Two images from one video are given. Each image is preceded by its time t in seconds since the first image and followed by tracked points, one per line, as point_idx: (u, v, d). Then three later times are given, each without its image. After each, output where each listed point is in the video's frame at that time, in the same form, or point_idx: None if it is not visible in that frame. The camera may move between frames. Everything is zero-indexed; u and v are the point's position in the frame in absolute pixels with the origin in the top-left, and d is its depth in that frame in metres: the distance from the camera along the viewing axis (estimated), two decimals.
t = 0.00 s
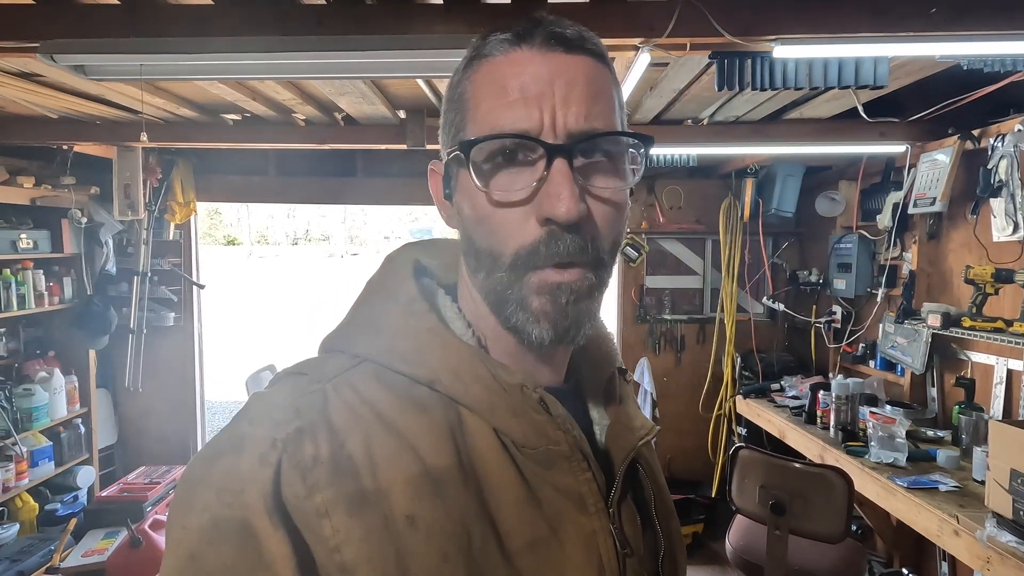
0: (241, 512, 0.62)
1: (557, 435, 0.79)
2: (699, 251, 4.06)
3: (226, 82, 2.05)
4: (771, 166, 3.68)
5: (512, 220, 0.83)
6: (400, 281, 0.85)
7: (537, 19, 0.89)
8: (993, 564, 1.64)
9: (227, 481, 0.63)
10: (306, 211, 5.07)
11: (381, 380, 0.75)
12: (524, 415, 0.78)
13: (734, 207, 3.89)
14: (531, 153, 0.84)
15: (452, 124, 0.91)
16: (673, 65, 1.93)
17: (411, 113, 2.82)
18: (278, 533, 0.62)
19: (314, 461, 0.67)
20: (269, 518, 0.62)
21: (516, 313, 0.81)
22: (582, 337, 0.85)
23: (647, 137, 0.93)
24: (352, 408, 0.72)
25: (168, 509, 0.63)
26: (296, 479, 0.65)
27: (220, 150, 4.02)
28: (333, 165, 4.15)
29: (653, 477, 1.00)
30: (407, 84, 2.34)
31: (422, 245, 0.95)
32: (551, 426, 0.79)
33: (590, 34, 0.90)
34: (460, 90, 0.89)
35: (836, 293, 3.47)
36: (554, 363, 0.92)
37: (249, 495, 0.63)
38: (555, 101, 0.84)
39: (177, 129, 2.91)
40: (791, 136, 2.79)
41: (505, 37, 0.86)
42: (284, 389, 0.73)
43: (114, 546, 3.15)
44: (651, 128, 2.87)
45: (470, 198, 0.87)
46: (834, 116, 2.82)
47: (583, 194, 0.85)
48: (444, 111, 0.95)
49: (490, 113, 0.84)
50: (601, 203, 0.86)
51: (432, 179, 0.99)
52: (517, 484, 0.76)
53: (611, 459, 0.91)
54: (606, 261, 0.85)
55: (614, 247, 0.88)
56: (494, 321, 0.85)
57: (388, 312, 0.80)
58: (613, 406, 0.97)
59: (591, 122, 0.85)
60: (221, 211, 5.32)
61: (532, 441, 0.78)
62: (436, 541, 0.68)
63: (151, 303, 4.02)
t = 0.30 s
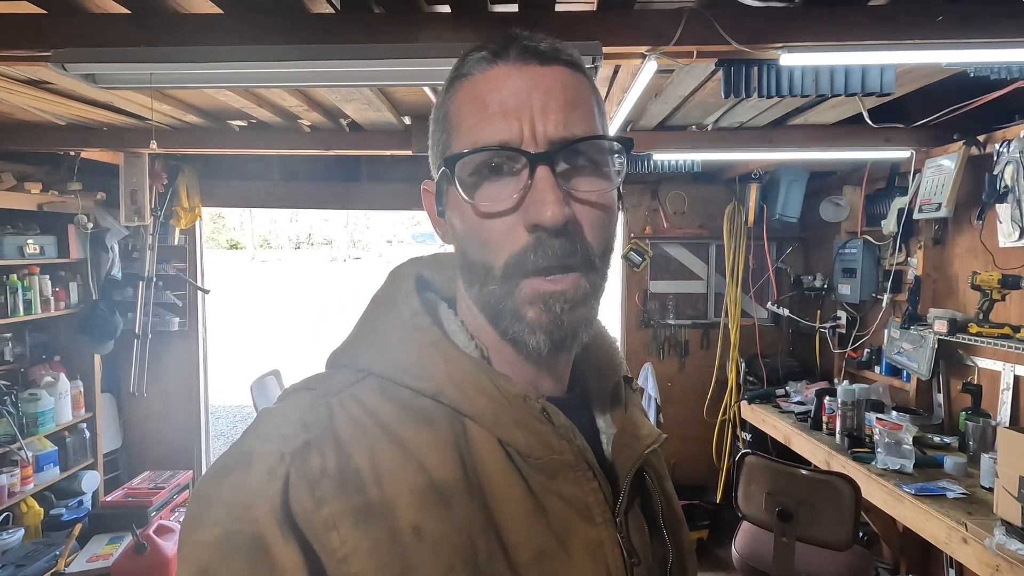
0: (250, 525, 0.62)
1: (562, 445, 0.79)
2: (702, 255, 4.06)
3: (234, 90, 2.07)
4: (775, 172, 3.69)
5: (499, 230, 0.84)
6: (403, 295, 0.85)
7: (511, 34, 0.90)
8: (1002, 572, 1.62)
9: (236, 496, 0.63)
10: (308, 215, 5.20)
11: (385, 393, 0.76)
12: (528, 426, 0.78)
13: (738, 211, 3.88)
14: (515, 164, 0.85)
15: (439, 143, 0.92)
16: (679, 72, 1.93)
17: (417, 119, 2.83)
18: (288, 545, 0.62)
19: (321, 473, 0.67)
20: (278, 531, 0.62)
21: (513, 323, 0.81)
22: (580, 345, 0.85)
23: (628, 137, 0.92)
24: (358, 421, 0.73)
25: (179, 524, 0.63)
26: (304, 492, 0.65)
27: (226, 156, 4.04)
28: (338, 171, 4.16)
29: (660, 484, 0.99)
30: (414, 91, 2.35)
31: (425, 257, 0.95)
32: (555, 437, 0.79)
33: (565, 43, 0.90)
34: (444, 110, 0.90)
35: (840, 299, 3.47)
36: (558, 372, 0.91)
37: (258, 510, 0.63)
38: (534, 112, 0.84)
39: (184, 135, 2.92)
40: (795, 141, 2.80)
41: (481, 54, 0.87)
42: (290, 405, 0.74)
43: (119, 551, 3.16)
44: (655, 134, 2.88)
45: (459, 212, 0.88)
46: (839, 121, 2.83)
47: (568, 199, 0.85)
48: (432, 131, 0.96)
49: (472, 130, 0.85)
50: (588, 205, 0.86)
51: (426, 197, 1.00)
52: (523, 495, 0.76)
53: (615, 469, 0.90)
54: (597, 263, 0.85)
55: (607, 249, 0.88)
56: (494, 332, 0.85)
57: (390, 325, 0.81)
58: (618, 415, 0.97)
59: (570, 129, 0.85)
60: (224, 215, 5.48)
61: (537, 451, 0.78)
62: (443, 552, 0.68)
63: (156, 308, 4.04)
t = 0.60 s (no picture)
0: (235, 537, 0.62)
1: (548, 453, 0.79)
2: (702, 259, 4.06)
3: (234, 95, 2.07)
4: (775, 176, 3.69)
5: (485, 242, 0.84)
6: (389, 306, 0.86)
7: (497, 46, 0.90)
8: None
9: (221, 508, 0.63)
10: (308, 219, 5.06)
11: (371, 404, 0.76)
12: (514, 435, 0.78)
13: (738, 215, 3.92)
14: (501, 176, 0.85)
15: (424, 154, 0.92)
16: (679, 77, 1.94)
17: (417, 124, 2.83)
18: (271, 557, 0.62)
19: (306, 484, 0.67)
20: (262, 543, 0.62)
21: (500, 333, 0.82)
22: (564, 348, 0.86)
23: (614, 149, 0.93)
24: (343, 432, 0.73)
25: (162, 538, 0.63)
26: (287, 504, 0.65)
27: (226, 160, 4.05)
28: (339, 174, 4.17)
29: (646, 491, 1.00)
30: (413, 96, 2.35)
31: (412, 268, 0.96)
32: (541, 446, 0.79)
33: (551, 56, 0.90)
34: (430, 122, 0.90)
35: (841, 303, 3.46)
36: (544, 380, 0.92)
37: (242, 521, 0.62)
38: (519, 125, 0.84)
39: (185, 140, 2.93)
40: (795, 146, 2.81)
41: (466, 66, 0.87)
42: (276, 416, 0.74)
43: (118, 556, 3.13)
44: (655, 139, 2.89)
45: (446, 225, 0.88)
46: (838, 126, 2.83)
47: (553, 211, 0.85)
48: (418, 142, 0.96)
49: (458, 142, 0.85)
50: (573, 217, 0.87)
51: (410, 207, 1.00)
52: (510, 504, 0.76)
53: (603, 477, 0.89)
54: (584, 275, 0.86)
55: (592, 259, 0.89)
56: (481, 342, 0.86)
57: (376, 337, 0.82)
58: (605, 422, 0.97)
59: (556, 142, 0.86)
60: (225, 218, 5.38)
61: (523, 460, 0.78)
62: (429, 562, 0.68)
63: (156, 312, 4.04)
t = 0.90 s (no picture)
0: (220, 531, 0.63)
1: (535, 446, 0.81)
2: (700, 260, 4.07)
3: (231, 96, 2.08)
4: (771, 177, 3.71)
5: (471, 238, 0.85)
6: (374, 300, 0.86)
7: (481, 38, 0.90)
8: None
9: (205, 503, 0.64)
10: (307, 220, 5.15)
11: (357, 398, 0.77)
12: (500, 428, 0.79)
13: (735, 217, 3.91)
14: (487, 173, 0.86)
15: (408, 147, 0.92)
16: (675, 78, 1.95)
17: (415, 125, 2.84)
18: (256, 550, 0.63)
19: (290, 479, 0.67)
20: (247, 537, 0.63)
21: (487, 329, 0.83)
22: (552, 348, 0.86)
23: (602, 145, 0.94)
24: (328, 427, 0.73)
25: (146, 533, 0.64)
26: (271, 498, 0.66)
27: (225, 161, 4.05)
28: (338, 176, 4.18)
29: (633, 483, 1.01)
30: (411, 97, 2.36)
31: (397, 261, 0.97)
32: (528, 438, 0.81)
33: (537, 49, 0.91)
34: (414, 114, 0.90)
35: (837, 303, 3.47)
36: (531, 373, 0.93)
37: (226, 516, 0.63)
38: (504, 120, 0.85)
39: (183, 141, 2.94)
40: (791, 147, 2.82)
41: (451, 59, 0.87)
42: (261, 411, 0.74)
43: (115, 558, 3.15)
44: (652, 140, 2.90)
45: (431, 220, 0.88)
46: (834, 127, 2.85)
47: (540, 208, 0.86)
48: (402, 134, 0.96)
49: (443, 137, 0.86)
50: (560, 213, 0.88)
51: (395, 200, 1.00)
52: (497, 496, 0.77)
53: (590, 469, 0.91)
54: (570, 270, 0.87)
55: (579, 255, 0.90)
56: (469, 337, 0.87)
57: (362, 331, 0.82)
58: (592, 416, 0.98)
59: (542, 137, 0.86)
60: (222, 220, 5.40)
61: (510, 453, 0.79)
62: (414, 555, 0.69)
63: (154, 313, 4.04)
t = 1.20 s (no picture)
0: (212, 527, 0.62)
1: (531, 441, 0.81)
2: (699, 261, 4.07)
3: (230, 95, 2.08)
4: (770, 179, 3.72)
5: (474, 231, 0.85)
6: (370, 294, 0.86)
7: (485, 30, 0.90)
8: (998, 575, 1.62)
9: (197, 499, 0.63)
10: (306, 222, 5.16)
11: (352, 393, 0.77)
12: (494, 423, 0.80)
13: (734, 219, 3.88)
14: (490, 167, 0.86)
15: (408, 139, 0.92)
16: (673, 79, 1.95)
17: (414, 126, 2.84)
18: (249, 546, 0.63)
19: (282, 474, 0.67)
20: (239, 533, 0.63)
21: (486, 326, 0.83)
22: (553, 345, 0.86)
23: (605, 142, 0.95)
24: (322, 421, 0.73)
25: (138, 528, 0.64)
26: (264, 493, 0.65)
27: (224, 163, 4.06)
28: (337, 177, 4.19)
29: (628, 479, 1.01)
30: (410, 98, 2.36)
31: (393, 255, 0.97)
32: (524, 434, 0.81)
33: (540, 42, 0.91)
34: (415, 105, 0.90)
35: (836, 304, 3.48)
36: (527, 369, 0.93)
37: (218, 511, 0.63)
38: (508, 113, 0.85)
39: (182, 142, 2.94)
40: (789, 148, 2.83)
41: (454, 51, 0.87)
42: (255, 406, 0.74)
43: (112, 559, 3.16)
44: (651, 141, 2.90)
45: (432, 213, 0.88)
46: (833, 129, 2.85)
47: (543, 203, 0.86)
48: (401, 126, 0.96)
49: (445, 129, 0.86)
50: (562, 209, 0.88)
51: (393, 192, 1.00)
52: (492, 492, 0.77)
53: (585, 466, 0.91)
54: (571, 266, 0.87)
55: (580, 250, 0.90)
56: (466, 333, 0.87)
57: (356, 325, 0.82)
58: (588, 413, 0.99)
59: (546, 131, 0.87)
60: (222, 222, 5.34)
61: (505, 448, 0.79)
62: (408, 551, 0.69)
63: (152, 314, 4.03)
